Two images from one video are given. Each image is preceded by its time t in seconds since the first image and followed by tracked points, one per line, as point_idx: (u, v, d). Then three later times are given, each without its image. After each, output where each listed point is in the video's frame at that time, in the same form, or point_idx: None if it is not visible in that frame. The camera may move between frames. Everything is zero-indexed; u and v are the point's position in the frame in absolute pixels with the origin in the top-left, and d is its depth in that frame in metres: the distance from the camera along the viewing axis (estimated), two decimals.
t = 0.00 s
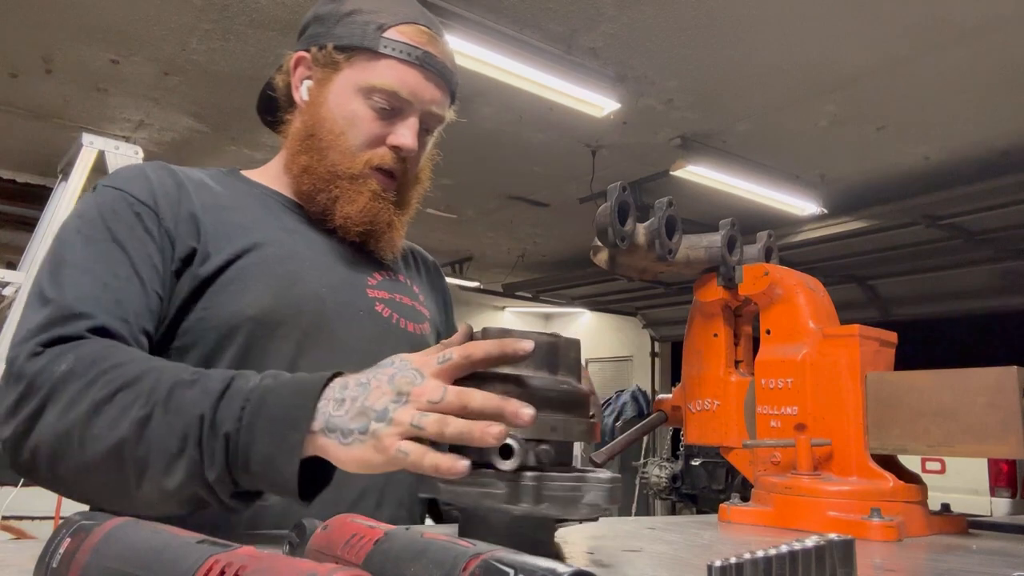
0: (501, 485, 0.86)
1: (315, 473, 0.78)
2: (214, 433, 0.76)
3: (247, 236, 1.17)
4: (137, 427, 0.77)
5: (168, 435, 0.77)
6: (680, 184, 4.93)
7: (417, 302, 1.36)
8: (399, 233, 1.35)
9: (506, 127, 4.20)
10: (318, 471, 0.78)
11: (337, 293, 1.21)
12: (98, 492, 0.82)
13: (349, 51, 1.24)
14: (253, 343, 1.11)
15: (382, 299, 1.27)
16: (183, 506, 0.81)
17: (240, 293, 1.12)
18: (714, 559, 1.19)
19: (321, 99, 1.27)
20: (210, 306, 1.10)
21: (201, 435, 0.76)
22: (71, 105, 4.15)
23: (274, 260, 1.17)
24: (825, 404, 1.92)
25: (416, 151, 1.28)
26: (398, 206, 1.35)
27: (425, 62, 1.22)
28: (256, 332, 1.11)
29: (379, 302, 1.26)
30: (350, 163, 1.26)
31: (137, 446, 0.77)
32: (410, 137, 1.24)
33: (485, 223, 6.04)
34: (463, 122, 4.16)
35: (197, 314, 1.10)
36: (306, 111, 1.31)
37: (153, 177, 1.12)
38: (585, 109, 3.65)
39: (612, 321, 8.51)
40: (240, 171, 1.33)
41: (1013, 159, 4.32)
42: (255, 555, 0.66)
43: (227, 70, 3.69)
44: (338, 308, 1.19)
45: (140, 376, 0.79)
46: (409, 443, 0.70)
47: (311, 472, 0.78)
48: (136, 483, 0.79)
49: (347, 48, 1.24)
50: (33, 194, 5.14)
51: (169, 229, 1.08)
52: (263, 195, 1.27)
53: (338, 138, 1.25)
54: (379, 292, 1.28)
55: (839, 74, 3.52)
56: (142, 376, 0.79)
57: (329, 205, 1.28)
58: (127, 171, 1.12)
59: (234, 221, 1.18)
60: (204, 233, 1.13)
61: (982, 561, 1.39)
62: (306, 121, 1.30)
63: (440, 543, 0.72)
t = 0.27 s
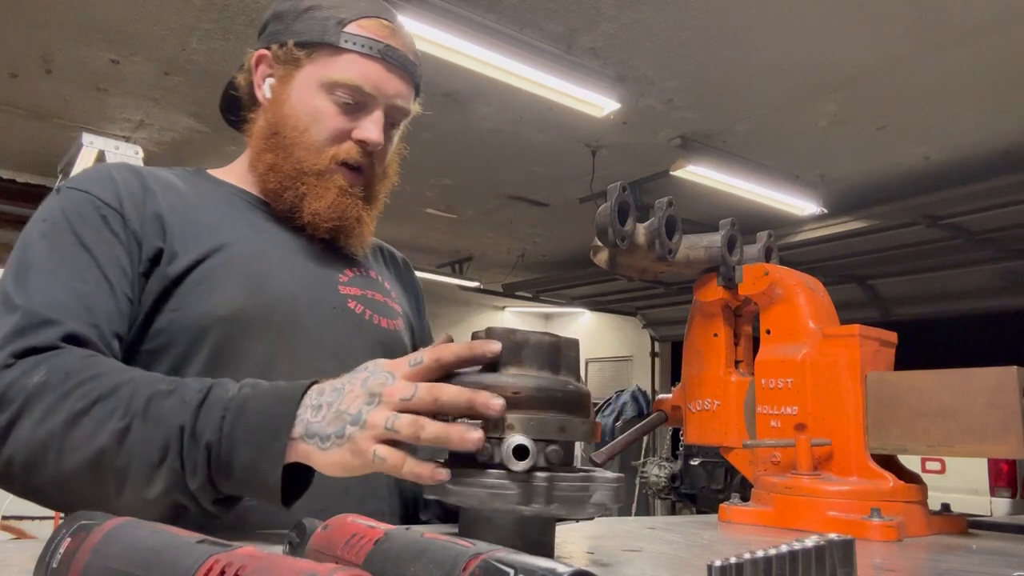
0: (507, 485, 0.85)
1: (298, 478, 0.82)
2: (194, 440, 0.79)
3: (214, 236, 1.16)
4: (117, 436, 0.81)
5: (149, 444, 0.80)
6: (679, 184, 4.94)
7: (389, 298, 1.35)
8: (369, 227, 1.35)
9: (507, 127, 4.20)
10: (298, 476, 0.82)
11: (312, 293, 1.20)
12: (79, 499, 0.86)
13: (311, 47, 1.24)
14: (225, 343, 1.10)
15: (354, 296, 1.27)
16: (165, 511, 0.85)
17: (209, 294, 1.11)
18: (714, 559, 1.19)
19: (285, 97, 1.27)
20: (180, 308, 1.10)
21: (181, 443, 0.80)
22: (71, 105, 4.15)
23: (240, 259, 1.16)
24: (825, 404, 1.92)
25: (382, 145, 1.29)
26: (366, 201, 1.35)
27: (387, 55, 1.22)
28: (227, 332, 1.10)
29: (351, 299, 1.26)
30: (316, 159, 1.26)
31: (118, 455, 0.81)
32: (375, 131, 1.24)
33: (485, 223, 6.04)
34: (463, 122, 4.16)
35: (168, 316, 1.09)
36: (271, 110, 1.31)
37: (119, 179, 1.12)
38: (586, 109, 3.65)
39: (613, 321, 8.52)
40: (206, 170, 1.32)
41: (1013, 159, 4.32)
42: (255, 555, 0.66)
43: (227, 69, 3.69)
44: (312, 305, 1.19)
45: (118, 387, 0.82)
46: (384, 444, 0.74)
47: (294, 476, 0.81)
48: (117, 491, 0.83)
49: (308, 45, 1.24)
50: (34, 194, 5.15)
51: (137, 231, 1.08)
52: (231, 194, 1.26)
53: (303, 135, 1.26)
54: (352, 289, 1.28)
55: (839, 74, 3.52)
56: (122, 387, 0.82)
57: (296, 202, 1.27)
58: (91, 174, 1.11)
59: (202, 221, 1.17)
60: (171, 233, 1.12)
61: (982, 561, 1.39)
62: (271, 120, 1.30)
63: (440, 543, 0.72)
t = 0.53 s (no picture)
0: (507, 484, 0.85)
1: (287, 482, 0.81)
2: (181, 450, 0.79)
3: (184, 234, 1.14)
4: (102, 446, 0.81)
5: (135, 454, 0.80)
6: (679, 184, 4.94)
7: (363, 296, 1.32)
8: (342, 222, 1.34)
9: (507, 127, 4.21)
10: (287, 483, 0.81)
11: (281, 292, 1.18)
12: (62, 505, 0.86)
13: (276, 41, 1.21)
14: (195, 346, 1.08)
15: (326, 295, 1.24)
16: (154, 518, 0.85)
17: (179, 296, 1.08)
18: (714, 559, 1.19)
19: (251, 92, 1.25)
20: (149, 310, 1.07)
21: (167, 452, 0.80)
22: (71, 105, 4.16)
23: (208, 259, 1.13)
24: (825, 404, 1.92)
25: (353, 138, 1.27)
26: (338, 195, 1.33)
27: (355, 48, 1.20)
28: (198, 334, 1.08)
29: (323, 298, 1.23)
30: (286, 155, 1.24)
31: (104, 464, 0.81)
32: (345, 125, 1.22)
33: (485, 223, 6.04)
34: (463, 122, 4.16)
35: (137, 320, 1.07)
36: (238, 106, 1.28)
37: (86, 177, 1.09)
38: (586, 109, 3.65)
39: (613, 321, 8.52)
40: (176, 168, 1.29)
41: (1013, 159, 4.32)
42: (255, 555, 0.66)
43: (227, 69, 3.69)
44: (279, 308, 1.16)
45: (102, 397, 0.82)
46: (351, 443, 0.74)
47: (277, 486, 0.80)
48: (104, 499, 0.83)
49: (273, 39, 1.21)
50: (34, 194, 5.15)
51: (106, 231, 1.06)
52: (202, 194, 1.23)
53: (272, 131, 1.23)
54: (323, 287, 1.25)
55: (839, 74, 3.52)
56: (105, 397, 0.82)
57: (267, 199, 1.24)
58: (56, 173, 1.08)
59: (171, 220, 1.14)
60: (141, 233, 1.10)
61: (982, 561, 1.38)
62: (238, 116, 1.27)
63: (439, 543, 0.72)
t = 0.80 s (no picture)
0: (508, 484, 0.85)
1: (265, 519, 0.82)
2: (162, 489, 0.81)
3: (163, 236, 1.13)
4: (83, 481, 0.82)
5: (116, 490, 0.82)
6: (679, 184, 4.94)
7: (347, 294, 1.30)
8: (328, 218, 1.32)
9: (507, 127, 4.21)
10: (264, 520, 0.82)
11: (265, 290, 1.17)
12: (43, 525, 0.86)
13: (257, 39, 1.20)
14: (173, 351, 1.06)
15: (309, 293, 1.22)
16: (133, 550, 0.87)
17: (158, 298, 1.08)
18: (714, 559, 1.19)
19: (233, 90, 1.23)
20: (128, 313, 1.06)
21: (148, 490, 0.81)
22: (71, 105, 4.15)
23: (186, 259, 1.12)
24: (825, 405, 1.92)
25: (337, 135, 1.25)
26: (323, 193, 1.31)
27: (336, 43, 1.19)
28: (176, 336, 1.07)
29: (306, 296, 1.21)
30: (271, 152, 1.22)
31: (85, 498, 0.82)
32: (329, 121, 1.21)
33: (485, 223, 6.04)
34: (463, 122, 4.16)
35: (114, 325, 1.06)
36: (218, 105, 1.27)
37: (64, 179, 1.09)
38: (586, 109, 3.65)
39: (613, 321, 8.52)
40: (153, 167, 1.27)
41: (1013, 159, 4.33)
42: (256, 555, 0.66)
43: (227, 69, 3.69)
44: (264, 310, 1.15)
45: (87, 431, 0.83)
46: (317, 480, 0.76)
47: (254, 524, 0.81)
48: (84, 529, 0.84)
49: (255, 36, 1.20)
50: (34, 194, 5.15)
51: (82, 234, 1.06)
52: (184, 194, 1.22)
53: (255, 128, 1.21)
54: (307, 286, 1.23)
55: (838, 74, 3.52)
56: (88, 432, 0.83)
57: (251, 197, 1.22)
58: (31, 173, 1.08)
59: (150, 221, 1.14)
60: (118, 235, 1.09)
61: (982, 561, 1.38)
62: (219, 114, 1.26)
63: (440, 543, 0.72)
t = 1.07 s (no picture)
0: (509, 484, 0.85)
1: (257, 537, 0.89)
2: (158, 500, 0.85)
3: (156, 234, 1.13)
4: (81, 488, 0.85)
5: (114, 498, 0.86)
6: (679, 185, 4.94)
7: (340, 292, 1.29)
8: (323, 217, 1.32)
9: (508, 127, 4.21)
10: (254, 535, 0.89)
11: (260, 290, 1.16)
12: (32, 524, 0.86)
13: (246, 36, 1.20)
14: (161, 352, 1.05)
15: (300, 292, 1.21)
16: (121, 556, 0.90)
17: (150, 299, 1.08)
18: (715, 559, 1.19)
19: (224, 89, 1.23)
20: (121, 312, 1.06)
21: (145, 501, 0.86)
22: (71, 105, 4.15)
23: (177, 258, 1.12)
24: (825, 405, 1.92)
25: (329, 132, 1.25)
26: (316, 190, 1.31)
27: (326, 38, 1.19)
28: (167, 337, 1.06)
29: (297, 295, 1.20)
30: (262, 151, 1.23)
31: (81, 504, 0.85)
32: (321, 118, 1.21)
33: (485, 223, 6.04)
34: (463, 122, 4.16)
35: (106, 324, 1.06)
36: (209, 103, 1.27)
37: (58, 174, 1.09)
38: (586, 109, 3.65)
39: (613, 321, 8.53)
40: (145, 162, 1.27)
41: (1013, 159, 4.32)
42: (256, 556, 0.66)
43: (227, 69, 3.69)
44: (256, 312, 1.14)
45: (87, 438, 0.86)
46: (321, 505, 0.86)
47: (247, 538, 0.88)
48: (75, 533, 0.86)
49: (243, 34, 1.21)
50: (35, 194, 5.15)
51: (75, 230, 1.06)
52: (176, 193, 1.22)
53: (246, 127, 1.22)
54: (298, 285, 1.22)
55: (839, 74, 3.52)
56: (90, 439, 0.87)
57: (244, 197, 1.22)
58: (25, 167, 1.08)
59: (143, 220, 1.14)
60: (111, 233, 1.10)
61: (982, 561, 1.38)
62: (211, 113, 1.26)
63: (440, 543, 0.72)
